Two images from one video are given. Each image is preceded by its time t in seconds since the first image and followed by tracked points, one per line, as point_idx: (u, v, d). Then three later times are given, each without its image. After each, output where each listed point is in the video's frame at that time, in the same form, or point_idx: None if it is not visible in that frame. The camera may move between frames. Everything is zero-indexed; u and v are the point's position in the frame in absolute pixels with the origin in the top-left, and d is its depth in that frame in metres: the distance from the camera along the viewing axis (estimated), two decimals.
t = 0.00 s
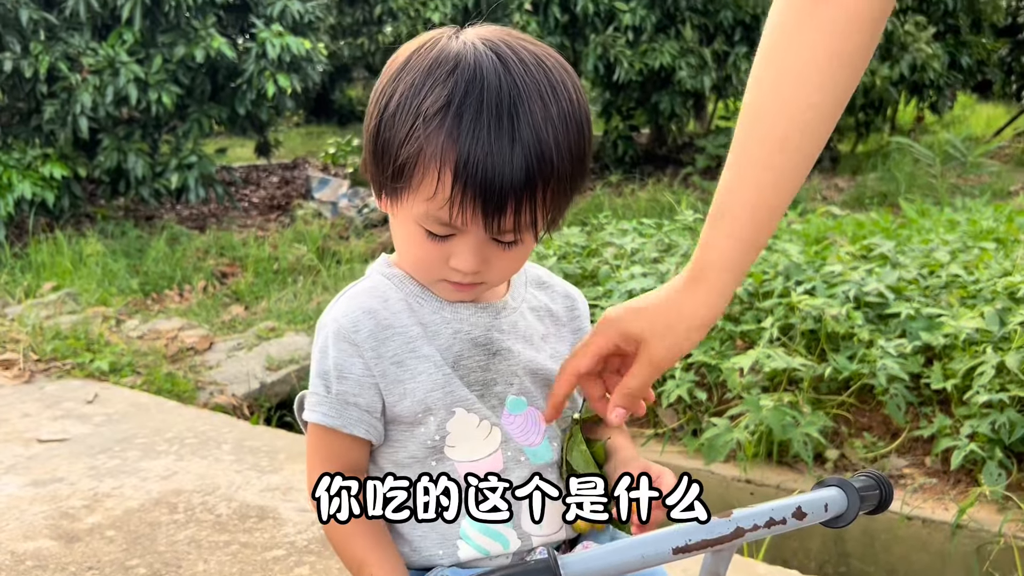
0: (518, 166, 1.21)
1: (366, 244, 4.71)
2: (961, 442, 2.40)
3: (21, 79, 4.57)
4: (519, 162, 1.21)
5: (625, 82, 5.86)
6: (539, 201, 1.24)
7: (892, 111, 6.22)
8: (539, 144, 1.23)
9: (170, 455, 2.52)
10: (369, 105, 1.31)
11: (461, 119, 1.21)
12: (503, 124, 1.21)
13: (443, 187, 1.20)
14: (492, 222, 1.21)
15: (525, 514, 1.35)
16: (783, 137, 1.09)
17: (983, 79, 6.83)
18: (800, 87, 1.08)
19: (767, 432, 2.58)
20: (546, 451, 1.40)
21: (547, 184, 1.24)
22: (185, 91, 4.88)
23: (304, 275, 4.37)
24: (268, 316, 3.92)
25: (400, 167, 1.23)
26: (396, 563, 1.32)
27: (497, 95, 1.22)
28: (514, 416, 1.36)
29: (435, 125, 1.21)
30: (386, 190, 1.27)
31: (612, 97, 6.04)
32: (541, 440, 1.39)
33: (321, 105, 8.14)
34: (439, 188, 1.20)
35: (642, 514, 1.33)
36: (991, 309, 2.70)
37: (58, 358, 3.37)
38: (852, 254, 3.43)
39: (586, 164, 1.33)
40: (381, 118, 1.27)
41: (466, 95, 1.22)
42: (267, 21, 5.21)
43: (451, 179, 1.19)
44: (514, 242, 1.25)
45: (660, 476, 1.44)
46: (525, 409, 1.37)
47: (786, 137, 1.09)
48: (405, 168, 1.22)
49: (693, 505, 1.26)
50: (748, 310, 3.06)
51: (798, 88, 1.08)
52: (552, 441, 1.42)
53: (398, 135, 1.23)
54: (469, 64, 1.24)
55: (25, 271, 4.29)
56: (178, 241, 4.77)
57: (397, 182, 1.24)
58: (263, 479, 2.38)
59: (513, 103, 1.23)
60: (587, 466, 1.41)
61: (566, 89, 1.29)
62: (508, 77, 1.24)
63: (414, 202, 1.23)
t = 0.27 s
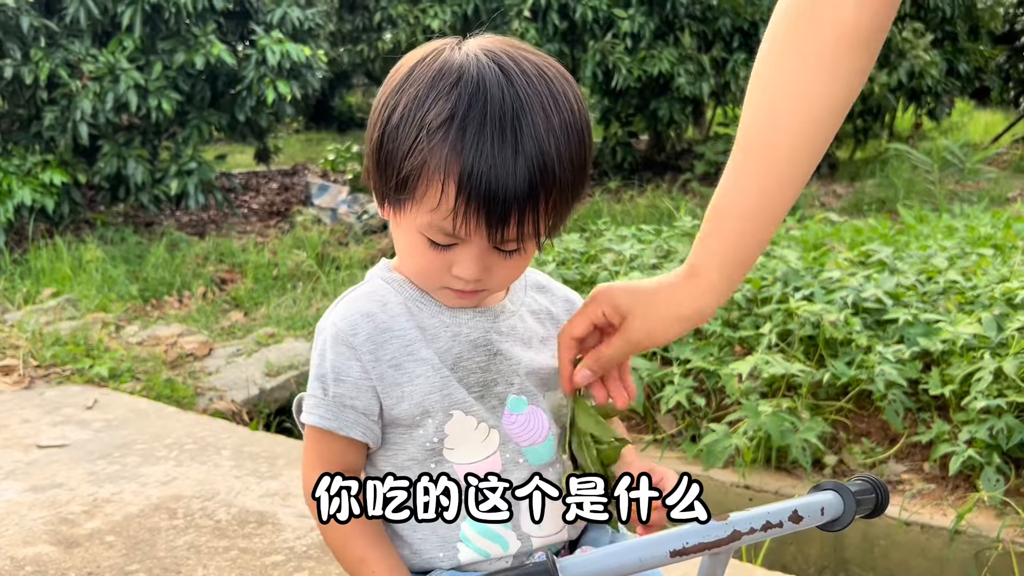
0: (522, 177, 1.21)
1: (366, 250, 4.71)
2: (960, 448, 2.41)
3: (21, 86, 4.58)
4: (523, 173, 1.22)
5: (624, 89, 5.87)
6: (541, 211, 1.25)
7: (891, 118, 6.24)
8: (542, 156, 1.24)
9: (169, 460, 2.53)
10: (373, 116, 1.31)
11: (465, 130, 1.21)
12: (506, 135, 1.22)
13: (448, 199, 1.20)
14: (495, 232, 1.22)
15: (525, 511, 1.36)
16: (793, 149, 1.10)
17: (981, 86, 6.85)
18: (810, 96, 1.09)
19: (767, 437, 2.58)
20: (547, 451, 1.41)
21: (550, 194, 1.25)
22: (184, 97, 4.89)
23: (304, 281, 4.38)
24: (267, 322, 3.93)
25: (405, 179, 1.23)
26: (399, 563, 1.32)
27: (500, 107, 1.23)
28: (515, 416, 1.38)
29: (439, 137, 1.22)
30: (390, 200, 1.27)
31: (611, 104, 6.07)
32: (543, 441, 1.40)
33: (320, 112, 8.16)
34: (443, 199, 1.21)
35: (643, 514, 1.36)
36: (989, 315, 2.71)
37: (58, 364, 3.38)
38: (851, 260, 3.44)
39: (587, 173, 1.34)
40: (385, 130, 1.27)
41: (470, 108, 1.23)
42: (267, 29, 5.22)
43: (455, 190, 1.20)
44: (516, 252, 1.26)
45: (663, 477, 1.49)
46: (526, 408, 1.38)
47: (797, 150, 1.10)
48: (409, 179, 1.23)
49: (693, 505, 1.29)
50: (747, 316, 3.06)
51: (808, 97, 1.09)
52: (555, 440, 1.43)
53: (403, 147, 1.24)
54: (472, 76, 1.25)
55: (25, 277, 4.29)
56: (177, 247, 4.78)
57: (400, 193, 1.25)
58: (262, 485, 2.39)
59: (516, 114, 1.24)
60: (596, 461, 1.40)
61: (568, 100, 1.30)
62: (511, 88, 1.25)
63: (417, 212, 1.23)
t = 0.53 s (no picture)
0: (512, 191, 1.22)
1: (366, 255, 4.72)
2: (959, 453, 2.41)
3: (23, 92, 4.60)
4: (514, 187, 1.22)
5: (624, 95, 5.89)
6: (534, 225, 1.25)
7: (890, 123, 6.26)
8: (534, 170, 1.24)
9: (170, 465, 2.53)
10: (368, 131, 1.33)
11: (456, 147, 1.23)
12: (497, 151, 1.23)
13: (439, 214, 1.22)
14: (486, 246, 1.22)
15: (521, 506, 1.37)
16: (858, 78, 1.30)
17: (980, 92, 6.87)
18: (894, 39, 1.28)
19: (766, 441, 2.56)
20: (542, 454, 1.40)
21: (542, 207, 1.25)
22: (185, 103, 4.90)
23: (304, 286, 4.39)
24: (267, 326, 3.94)
25: (399, 194, 1.25)
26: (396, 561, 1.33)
27: (491, 123, 1.24)
28: (511, 420, 1.38)
29: (430, 154, 1.23)
30: (386, 214, 1.29)
31: (610, 109, 6.09)
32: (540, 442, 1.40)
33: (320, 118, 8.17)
34: (434, 215, 1.22)
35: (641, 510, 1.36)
36: (987, 321, 2.72)
37: (58, 369, 3.38)
38: (849, 265, 3.45)
39: (582, 183, 1.34)
40: (380, 145, 1.29)
41: (461, 124, 1.24)
42: (267, 35, 5.25)
43: (446, 206, 1.21)
44: (510, 263, 1.27)
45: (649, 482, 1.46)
46: (520, 412, 1.39)
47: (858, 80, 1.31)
48: (402, 194, 1.25)
49: (693, 505, 1.32)
50: (746, 322, 3.07)
51: (893, 38, 1.28)
52: (553, 445, 1.42)
53: (397, 162, 1.26)
54: (463, 92, 1.27)
55: (26, 282, 4.30)
56: (178, 252, 4.79)
57: (395, 208, 1.26)
58: (263, 490, 2.39)
59: (507, 129, 1.25)
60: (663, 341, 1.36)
61: (560, 112, 1.31)
62: (503, 104, 1.26)
63: (411, 227, 1.25)
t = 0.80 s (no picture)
0: (491, 203, 1.26)
1: (367, 260, 4.72)
2: (960, 458, 2.41)
3: (25, 96, 4.60)
4: (493, 199, 1.26)
5: (625, 100, 5.89)
6: (516, 236, 1.29)
7: (890, 129, 6.26)
8: (513, 183, 1.28)
9: (171, 470, 2.53)
10: (363, 145, 1.40)
11: (437, 159, 1.28)
12: (477, 164, 1.27)
13: (421, 224, 1.27)
14: (465, 258, 1.27)
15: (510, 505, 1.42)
16: (880, 59, 1.38)
17: (981, 97, 6.88)
18: (915, 24, 1.36)
19: (767, 449, 2.58)
20: (534, 455, 1.47)
21: (523, 219, 1.29)
22: (186, 108, 4.91)
23: (305, 291, 4.39)
24: (268, 332, 3.94)
25: (387, 205, 1.31)
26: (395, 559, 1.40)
27: (472, 137, 1.29)
28: (502, 421, 1.46)
29: (412, 167, 1.29)
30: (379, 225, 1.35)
31: (611, 115, 6.10)
32: (532, 445, 1.47)
33: (321, 123, 8.18)
34: (417, 224, 1.27)
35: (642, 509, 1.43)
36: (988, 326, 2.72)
37: (60, 374, 3.39)
38: (850, 271, 3.45)
39: (572, 197, 1.38)
40: (371, 158, 1.36)
41: (443, 137, 1.30)
42: (268, 40, 5.25)
43: (427, 216, 1.26)
44: (495, 275, 1.30)
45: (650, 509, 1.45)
46: (513, 415, 1.46)
47: (880, 60, 1.38)
48: (389, 206, 1.31)
49: (693, 505, 1.42)
50: (747, 327, 3.08)
51: (916, 22, 1.36)
52: (545, 447, 1.49)
53: (385, 174, 1.32)
54: (447, 108, 1.32)
55: (27, 287, 4.31)
56: (179, 257, 4.79)
57: (385, 219, 1.32)
58: (264, 494, 2.39)
59: (488, 143, 1.30)
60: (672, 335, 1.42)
61: (545, 127, 1.35)
62: (485, 120, 1.32)
63: (398, 238, 1.31)
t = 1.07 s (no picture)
0: (491, 191, 1.30)
1: (368, 264, 4.71)
2: (963, 463, 2.40)
3: (27, 100, 4.61)
4: (491, 188, 1.30)
5: (626, 104, 5.89)
6: (517, 223, 1.33)
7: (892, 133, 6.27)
8: (511, 172, 1.32)
9: (174, 474, 2.53)
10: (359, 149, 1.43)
11: (435, 154, 1.31)
12: (474, 153, 1.31)
13: (423, 219, 1.30)
14: (469, 248, 1.30)
15: (515, 509, 1.43)
16: (880, 77, 1.39)
17: (982, 101, 6.88)
18: (914, 42, 1.38)
19: (769, 451, 2.57)
20: (542, 459, 1.48)
21: (523, 207, 1.32)
22: (188, 112, 4.92)
23: (306, 295, 4.39)
24: (270, 335, 3.94)
25: (387, 203, 1.34)
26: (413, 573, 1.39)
27: (468, 130, 1.33)
28: (510, 425, 1.47)
29: (411, 161, 1.32)
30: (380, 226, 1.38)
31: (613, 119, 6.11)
32: (539, 449, 1.48)
33: (323, 127, 8.19)
34: (420, 218, 1.30)
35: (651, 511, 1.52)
36: (991, 331, 2.72)
37: (62, 377, 3.39)
38: (853, 275, 3.45)
39: (567, 187, 1.41)
40: (367, 159, 1.39)
41: (440, 132, 1.33)
42: (271, 44, 5.27)
43: (428, 209, 1.30)
44: (498, 265, 1.33)
45: (653, 517, 1.54)
46: (520, 420, 1.48)
47: (881, 78, 1.39)
48: (390, 203, 1.34)
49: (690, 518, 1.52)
50: (749, 332, 3.08)
51: (913, 41, 1.38)
52: (552, 451, 1.49)
53: (383, 173, 1.35)
54: (441, 103, 1.36)
55: (29, 291, 4.31)
56: (181, 261, 4.79)
57: (386, 218, 1.35)
58: (267, 499, 2.39)
59: (484, 133, 1.33)
60: (677, 365, 1.42)
61: (538, 118, 1.39)
62: (479, 112, 1.35)
63: (400, 234, 1.34)
